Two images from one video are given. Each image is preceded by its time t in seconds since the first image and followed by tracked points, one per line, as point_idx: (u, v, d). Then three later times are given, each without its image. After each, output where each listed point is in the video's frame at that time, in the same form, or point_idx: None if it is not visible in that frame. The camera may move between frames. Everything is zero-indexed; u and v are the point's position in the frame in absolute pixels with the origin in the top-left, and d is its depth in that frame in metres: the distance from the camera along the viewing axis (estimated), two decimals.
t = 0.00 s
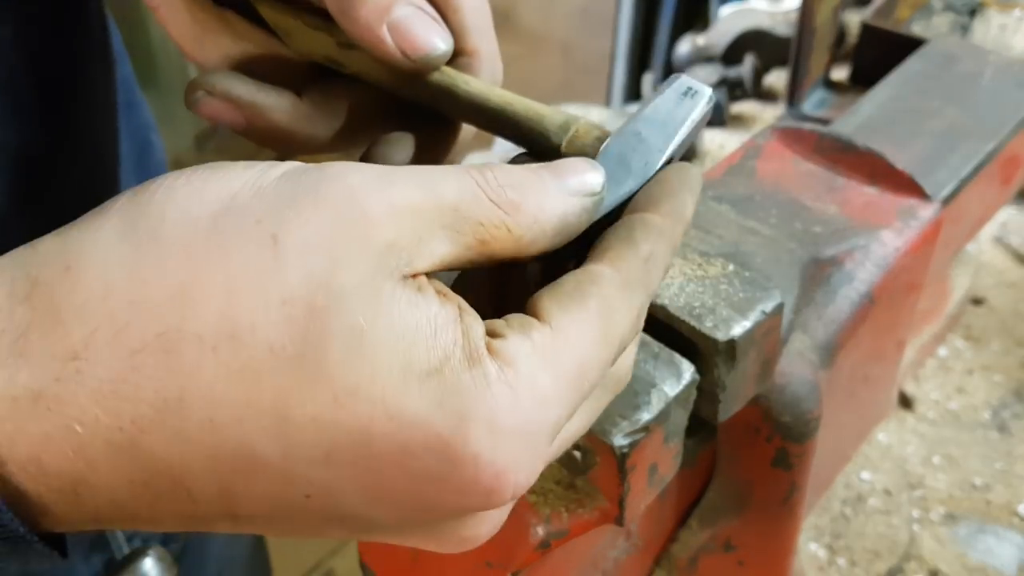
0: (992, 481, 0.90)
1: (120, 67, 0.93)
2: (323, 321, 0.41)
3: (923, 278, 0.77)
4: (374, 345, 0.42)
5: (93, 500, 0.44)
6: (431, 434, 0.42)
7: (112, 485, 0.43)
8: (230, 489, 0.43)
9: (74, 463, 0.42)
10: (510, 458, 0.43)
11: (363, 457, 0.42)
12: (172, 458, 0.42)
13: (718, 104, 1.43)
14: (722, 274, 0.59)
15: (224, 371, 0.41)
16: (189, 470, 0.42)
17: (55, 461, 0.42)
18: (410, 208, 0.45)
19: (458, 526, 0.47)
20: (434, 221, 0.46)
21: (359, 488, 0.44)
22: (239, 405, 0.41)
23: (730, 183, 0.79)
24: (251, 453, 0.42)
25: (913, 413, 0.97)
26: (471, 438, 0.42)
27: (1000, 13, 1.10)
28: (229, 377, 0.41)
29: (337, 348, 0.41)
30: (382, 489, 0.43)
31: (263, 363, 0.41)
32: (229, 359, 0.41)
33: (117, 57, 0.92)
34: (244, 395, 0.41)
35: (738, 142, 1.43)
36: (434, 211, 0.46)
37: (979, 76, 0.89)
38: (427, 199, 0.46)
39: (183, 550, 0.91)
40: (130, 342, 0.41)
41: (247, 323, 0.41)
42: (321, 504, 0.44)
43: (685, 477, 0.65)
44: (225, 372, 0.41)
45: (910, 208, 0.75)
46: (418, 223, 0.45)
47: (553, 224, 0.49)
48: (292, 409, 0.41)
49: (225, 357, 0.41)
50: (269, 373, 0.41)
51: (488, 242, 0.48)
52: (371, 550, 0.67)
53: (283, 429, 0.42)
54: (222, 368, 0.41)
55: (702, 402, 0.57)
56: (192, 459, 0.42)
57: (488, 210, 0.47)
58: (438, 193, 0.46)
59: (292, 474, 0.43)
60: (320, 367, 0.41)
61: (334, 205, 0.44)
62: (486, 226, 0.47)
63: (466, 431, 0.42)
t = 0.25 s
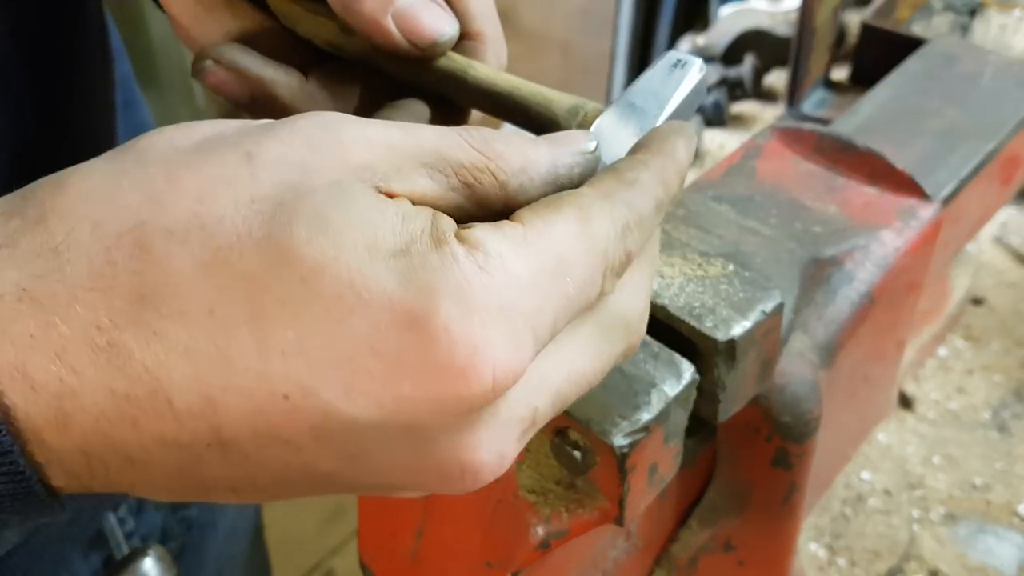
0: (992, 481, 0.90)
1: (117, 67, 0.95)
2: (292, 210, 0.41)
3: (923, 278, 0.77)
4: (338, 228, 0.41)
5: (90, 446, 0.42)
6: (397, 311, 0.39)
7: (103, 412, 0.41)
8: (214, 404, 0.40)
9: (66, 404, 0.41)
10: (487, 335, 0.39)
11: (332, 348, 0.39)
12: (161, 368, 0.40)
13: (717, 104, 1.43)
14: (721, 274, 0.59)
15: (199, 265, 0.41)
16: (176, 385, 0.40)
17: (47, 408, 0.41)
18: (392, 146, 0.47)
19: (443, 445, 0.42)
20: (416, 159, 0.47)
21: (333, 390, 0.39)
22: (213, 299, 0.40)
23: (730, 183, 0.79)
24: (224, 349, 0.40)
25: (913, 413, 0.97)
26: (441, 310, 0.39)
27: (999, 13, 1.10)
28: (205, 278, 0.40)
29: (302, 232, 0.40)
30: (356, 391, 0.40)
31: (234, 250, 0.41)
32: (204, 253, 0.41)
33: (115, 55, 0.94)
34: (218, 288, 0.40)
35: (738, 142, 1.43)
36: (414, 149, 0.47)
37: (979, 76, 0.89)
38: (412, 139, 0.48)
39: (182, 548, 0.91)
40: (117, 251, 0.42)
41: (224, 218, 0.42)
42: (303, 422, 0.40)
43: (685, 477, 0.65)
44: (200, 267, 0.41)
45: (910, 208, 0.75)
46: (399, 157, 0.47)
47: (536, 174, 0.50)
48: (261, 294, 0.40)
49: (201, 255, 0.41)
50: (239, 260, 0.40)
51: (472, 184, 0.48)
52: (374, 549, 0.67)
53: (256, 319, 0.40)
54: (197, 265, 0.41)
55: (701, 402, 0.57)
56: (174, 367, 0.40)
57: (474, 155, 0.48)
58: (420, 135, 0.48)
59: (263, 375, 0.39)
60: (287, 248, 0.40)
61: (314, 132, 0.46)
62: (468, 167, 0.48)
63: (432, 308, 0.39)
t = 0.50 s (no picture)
0: (992, 481, 0.90)
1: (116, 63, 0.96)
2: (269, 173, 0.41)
3: (923, 278, 0.77)
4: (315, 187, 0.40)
5: (81, 419, 0.42)
6: (370, 263, 0.38)
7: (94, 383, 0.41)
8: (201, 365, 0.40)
9: (56, 374, 0.41)
10: (464, 282, 0.39)
11: (310, 304, 0.39)
12: (148, 333, 0.40)
13: (717, 104, 1.43)
14: (721, 274, 0.59)
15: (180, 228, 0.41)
16: (162, 352, 0.40)
17: (41, 378, 0.41)
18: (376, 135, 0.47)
19: (424, 411, 0.41)
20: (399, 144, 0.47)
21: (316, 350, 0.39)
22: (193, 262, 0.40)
23: (730, 183, 0.79)
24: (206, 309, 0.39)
25: (913, 413, 0.97)
26: (414, 261, 0.38)
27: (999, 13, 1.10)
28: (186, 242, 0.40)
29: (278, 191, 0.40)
30: (338, 348, 0.39)
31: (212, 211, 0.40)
32: (184, 215, 0.41)
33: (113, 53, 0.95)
34: (198, 248, 0.40)
35: (738, 142, 1.43)
36: (396, 135, 0.47)
37: (979, 76, 0.89)
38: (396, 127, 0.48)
39: (183, 546, 0.91)
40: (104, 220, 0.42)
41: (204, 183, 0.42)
42: (285, 383, 0.39)
43: (685, 476, 0.65)
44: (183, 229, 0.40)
45: (910, 208, 0.75)
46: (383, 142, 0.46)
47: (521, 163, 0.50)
48: (238, 252, 0.39)
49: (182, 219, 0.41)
50: (218, 220, 0.40)
51: (457, 168, 0.48)
52: (375, 550, 0.67)
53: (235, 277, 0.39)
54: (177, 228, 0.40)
55: (701, 402, 0.57)
56: (161, 331, 0.40)
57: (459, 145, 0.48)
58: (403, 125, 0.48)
59: (246, 334, 0.39)
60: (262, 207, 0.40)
61: (299, 116, 0.46)
62: (452, 152, 0.48)
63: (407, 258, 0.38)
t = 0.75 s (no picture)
0: (993, 481, 0.90)
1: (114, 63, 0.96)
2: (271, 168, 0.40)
3: (923, 278, 0.77)
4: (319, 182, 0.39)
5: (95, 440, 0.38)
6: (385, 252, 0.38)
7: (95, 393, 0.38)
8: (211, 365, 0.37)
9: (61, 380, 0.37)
10: (479, 269, 0.39)
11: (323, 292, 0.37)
12: (156, 338, 0.37)
13: (717, 104, 1.43)
14: (721, 274, 0.59)
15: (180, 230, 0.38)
16: (171, 354, 0.37)
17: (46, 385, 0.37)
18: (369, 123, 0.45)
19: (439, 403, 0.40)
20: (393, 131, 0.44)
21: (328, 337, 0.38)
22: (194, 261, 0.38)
23: (730, 183, 0.79)
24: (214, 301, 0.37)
25: (913, 413, 0.97)
26: (429, 251, 0.38)
27: (1000, 13, 1.10)
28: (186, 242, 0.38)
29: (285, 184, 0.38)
30: (357, 337, 0.38)
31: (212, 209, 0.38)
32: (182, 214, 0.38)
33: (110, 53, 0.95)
34: (202, 242, 0.38)
35: (738, 142, 1.43)
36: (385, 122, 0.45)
37: (979, 76, 0.89)
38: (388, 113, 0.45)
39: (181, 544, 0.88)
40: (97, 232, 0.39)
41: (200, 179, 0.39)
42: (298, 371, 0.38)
43: (685, 476, 0.65)
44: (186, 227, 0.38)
45: (910, 208, 0.75)
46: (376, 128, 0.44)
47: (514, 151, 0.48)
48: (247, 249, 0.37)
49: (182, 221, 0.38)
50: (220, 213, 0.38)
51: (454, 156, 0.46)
52: (375, 551, 0.67)
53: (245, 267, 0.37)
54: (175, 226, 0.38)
55: (701, 402, 0.57)
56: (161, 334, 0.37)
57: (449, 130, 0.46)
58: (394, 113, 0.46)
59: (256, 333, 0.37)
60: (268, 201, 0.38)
61: (286, 105, 0.44)
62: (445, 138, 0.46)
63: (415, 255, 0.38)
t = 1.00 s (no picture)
0: (990, 480, 0.91)
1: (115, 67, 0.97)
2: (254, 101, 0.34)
3: (920, 279, 0.77)
4: (308, 132, 0.32)
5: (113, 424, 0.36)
6: (325, 227, 0.32)
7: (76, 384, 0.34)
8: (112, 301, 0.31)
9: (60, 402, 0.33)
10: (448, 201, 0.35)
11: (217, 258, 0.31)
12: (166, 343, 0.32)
13: (716, 104, 1.43)
14: (720, 274, 0.60)
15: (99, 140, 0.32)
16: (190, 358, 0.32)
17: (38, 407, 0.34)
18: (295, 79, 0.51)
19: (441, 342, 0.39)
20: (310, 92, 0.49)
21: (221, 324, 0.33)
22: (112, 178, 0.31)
23: (729, 184, 0.79)
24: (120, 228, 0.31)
25: (911, 412, 0.97)
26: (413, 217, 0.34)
27: (998, 14, 1.11)
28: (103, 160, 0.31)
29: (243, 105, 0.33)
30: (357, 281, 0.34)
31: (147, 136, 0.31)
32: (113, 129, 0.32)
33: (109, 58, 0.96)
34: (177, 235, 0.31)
35: (737, 142, 1.43)
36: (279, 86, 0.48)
37: (976, 77, 0.90)
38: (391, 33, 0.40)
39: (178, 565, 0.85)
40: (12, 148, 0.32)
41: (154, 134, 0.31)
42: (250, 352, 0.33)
43: (684, 475, 0.66)
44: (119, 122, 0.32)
45: (908, 208, 0.76)
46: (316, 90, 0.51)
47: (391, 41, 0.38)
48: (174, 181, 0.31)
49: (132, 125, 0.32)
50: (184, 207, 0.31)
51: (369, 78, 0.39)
52: (375, 551, 0.67)
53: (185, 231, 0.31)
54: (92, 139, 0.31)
55: (700, 401, 0.57)
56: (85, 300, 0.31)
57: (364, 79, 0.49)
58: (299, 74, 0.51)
59: (155, 267, 0.31)
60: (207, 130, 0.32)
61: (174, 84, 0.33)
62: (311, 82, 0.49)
63: (315, 253, 0.32)
